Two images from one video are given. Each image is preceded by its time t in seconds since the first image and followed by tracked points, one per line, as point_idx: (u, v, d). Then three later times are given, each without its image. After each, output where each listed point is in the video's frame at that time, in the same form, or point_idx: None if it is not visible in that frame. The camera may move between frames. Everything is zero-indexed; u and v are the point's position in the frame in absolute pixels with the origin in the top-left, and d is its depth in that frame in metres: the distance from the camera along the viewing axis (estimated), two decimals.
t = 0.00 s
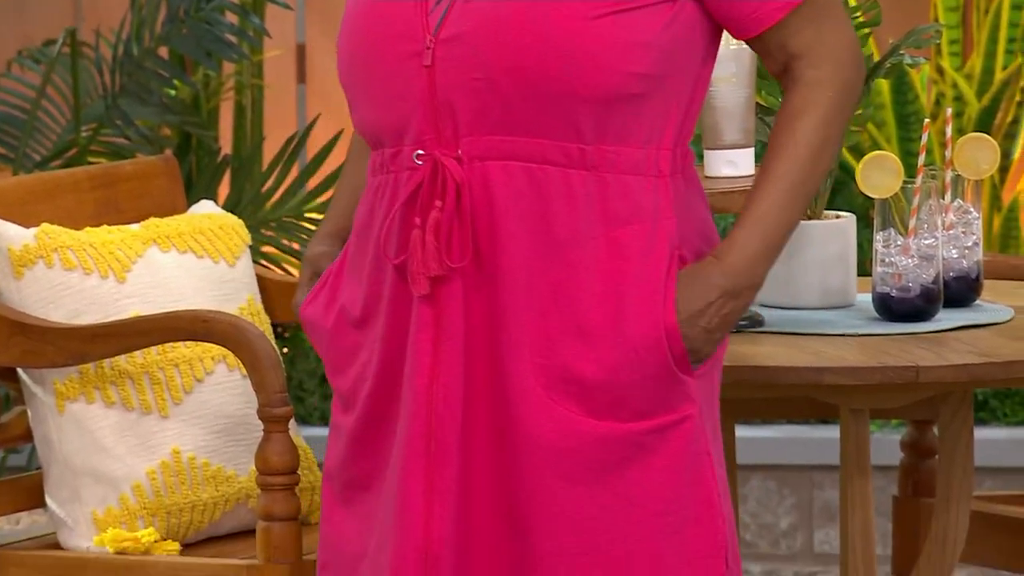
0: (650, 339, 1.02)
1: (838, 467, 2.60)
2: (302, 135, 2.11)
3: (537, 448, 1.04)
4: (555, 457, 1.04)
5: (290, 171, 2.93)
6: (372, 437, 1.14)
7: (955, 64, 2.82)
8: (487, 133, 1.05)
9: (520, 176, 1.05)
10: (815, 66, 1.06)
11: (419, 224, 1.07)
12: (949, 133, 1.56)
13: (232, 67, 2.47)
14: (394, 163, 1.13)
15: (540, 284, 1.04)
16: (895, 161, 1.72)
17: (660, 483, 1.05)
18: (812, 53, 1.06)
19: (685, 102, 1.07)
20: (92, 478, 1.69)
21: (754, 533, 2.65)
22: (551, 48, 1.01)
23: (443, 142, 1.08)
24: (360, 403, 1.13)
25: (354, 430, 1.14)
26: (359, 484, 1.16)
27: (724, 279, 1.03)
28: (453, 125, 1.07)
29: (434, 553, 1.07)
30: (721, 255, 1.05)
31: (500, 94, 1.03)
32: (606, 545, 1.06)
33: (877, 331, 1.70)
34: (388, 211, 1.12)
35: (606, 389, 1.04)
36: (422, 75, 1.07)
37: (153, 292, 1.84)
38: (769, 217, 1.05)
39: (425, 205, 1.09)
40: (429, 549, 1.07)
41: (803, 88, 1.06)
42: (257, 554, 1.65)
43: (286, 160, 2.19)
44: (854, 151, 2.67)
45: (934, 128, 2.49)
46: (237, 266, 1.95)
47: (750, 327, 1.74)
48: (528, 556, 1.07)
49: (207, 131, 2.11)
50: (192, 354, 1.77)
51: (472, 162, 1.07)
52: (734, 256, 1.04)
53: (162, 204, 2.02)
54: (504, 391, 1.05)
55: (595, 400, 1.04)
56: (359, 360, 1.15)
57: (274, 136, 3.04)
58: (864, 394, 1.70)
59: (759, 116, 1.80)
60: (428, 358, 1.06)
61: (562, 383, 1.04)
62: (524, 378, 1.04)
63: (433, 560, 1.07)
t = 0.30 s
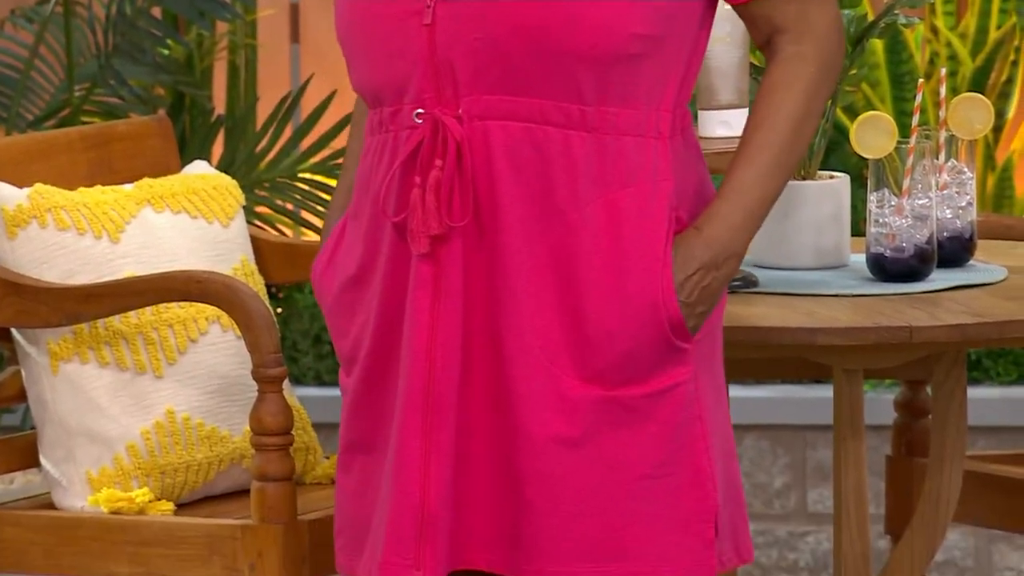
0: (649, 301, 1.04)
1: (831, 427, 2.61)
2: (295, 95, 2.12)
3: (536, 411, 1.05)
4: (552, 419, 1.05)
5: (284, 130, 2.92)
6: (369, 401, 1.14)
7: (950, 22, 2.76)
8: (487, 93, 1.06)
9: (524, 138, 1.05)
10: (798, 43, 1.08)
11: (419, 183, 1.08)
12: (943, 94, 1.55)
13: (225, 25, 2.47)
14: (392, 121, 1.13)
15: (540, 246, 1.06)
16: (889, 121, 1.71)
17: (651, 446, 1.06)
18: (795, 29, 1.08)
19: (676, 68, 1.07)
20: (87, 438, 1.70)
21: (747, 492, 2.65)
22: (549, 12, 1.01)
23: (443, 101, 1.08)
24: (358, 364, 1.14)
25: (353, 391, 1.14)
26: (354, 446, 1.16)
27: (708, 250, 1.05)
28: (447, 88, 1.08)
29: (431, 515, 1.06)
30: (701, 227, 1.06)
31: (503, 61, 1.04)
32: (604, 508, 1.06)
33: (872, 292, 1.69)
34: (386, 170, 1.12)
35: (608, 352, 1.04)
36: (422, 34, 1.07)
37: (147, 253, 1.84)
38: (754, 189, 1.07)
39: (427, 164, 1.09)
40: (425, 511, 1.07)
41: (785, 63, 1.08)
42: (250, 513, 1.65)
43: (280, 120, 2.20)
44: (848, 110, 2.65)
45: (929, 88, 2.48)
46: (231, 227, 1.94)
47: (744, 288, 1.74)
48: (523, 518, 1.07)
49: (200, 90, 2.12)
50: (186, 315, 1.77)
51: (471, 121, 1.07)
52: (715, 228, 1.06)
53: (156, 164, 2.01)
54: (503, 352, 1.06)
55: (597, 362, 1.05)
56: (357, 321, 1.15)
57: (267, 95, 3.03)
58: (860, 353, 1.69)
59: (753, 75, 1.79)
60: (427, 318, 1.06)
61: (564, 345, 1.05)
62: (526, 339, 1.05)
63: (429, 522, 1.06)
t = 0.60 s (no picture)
0: (678, 262, 1.04)
1: (823, 389, 2.62)
2: (286, 58, 2.13)
3: (576, 376, 1.03)
4: (591, 383, 1.03)
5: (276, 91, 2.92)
6: (385, 376, 1.10)
7: None
8: (524, 57, 1.04)
9: (558, 100, 1.03)
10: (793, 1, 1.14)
11: (456, 151, 1.05)
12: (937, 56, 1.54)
13: None
14: (414, 89, 1.08)
15: (574, 209, 1.04)
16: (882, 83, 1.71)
17: (679, 406, 1.05)
18: None
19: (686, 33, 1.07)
20: (79, 400, 1.71)
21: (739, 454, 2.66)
22: None
23: (476, 67, 1.05)
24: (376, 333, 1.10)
25: (370, 364, 1.10)
26: (365, 417, 1.12)
27: (733, 208, 1.08)
28: (440, 55, 1.07)
29: (475, 484, 1.05)
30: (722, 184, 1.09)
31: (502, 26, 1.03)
32: (639, 475, 1.04)
33: (865, 254, 1.69)
34: (404, 139, 1.08)
35: (644, 314, 1.04)
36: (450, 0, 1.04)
37: (139, 216, 1.84)
38: (765, 151, 1.10)
39: (463, 131, 1.06)
40: (470, 478, 1.05)
41: (781, 22, 1.14)
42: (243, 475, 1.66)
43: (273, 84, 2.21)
44: (841, 72, 2.63)
45: (923, 50, 2.46)
46: (223, 189, 1.94)
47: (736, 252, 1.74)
48: (560, 486, 1.05)
49: (192, 52, 2.11)
50: (178, 278, 1.77)
51: (507, 85, 1.04)
52: (736, 184, 1.09)
53: (149, 126, 2.01)
54: (543, 318, 1.03)
55: (633, 325, 1.04)
56: (367, 289, 1.11)
57: (259, 57, 3.03)
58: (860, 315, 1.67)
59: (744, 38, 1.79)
60: (466, 285, 1.04)
61: (600, 308, 1.04)
62: (566, 304, 1.03)
63: (478, 491, 1.05)
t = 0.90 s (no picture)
0: (691, 222, 1.03)
1: (812, 351, 2.63)
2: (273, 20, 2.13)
3: (608, 339, 1.01)
4: (620, 346, 1.02)
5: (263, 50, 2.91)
6: (396, 352, 1.05)
7: None
8: (551, 19, 1.01)
9: (584, 60, 1.01)
10: None
11: (489, 115, 1.01)
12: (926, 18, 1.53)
13: None
14: (433, 56, 1.02)
15: (600, 170, 1.02)
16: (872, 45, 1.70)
17: (690, 361, 1.04)
18: None
19: None
20: (68, 362, 1.71)
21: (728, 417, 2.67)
22: None
23: (502, 30, 1.01)
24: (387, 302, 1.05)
25: (380, 339, 1.05)
26: (371, 389, 1.06)
27: (733, 160, 1.08)
28: (450, 20, 1.02)
29: (515, 453, 1.02)
30: (719, 138, 1.10)
31: None
32: (667, 437, 1.03)
33: (854, 217, 1.69)
34: (418, 107, 1.03)
35: (664, 273, 1.02)
36: None
37: (128, 178, 1.84)
38: (753, 97, 1.10)
39: (495, 96, 1.02)
40: (511, 446, 1.02)
41: None
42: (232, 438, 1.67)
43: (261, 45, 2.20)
44: (831, 34, 2.62)
45: (913, 12, 2.45)
46: (212, 151, 1.94)
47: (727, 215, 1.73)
48: (593, 451, 1.02)
49: (180, 14, 2.12)
50: (167, 241, 1.78)
51: (535, 48, 1.01)
52: (734, 136, 1.09)
53: (138, 87, 2.00)
54: (577, 281, 1.01)
55: (655, 284, 1.02)
56: (372, 257, 1.05)
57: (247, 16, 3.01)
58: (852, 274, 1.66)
59: None
60: (499, 250, 1.01)
61: (625, 270, 1.02)
62: (596, 268, 1.01)
63: (518, 458, 1.02)
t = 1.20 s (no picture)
0: (683, 177, 1.12)
1: (799, 312, 2.65)
2: None
3: (614, 294, 1.10)
4: (624, 299, 1.10)
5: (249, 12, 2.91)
6: (403, 313, 1.10)
7: None
8: None
9: (589, 28, 1.09)
10: None
11: (511, 77, 1.08)
12: None
13: None
14: (445, 18, 1.08)
15: (601, 135, 1.10)
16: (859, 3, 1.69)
17: (675, 308, 1.14)
18: None
19: None
20: (55, 324, 1.72)
21: (715, 377, 2.68)
22: None
23: None
24: (395, 266, 1.10)
25: (387, 302, 1.09)
26: (379, 353, 1.11)
27: (711, 117, 1.20)
28: None
29: (540, 404, 1.09)
30: (694, 99, 1.21)
31: None
32: (663, 385, 1.12)
33: (841, 178, 1.68)
34: (429, 71, 1.08)
35: (658, 227, 1.12)
36: None
37: (115, 139, 1.83)
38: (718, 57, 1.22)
39: (512, 58, 1.09)
40: (536, 398, 1.09)
41: None
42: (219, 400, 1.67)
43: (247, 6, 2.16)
44: None
45: None
46: (198, 113, 1.93)
47: (714, 176, 1.73)
48: (605, 399, 1.10)
49: None
50: (154, 202, 1.79)
51: (548, 9, 1.09)
52: (705, 94, 1.21)
53: (124, 48, 2.00)
54: (589, 239, 1.08)
55: (649, 242, 1.11)
56: (379, 224, 1.09)
57: None
58: (841, 236, 1.66)
59: None
60: (520, 210, 1.08)
61: (624, 230, 1.11)
62: (604, 222, 1.10)
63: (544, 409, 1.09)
